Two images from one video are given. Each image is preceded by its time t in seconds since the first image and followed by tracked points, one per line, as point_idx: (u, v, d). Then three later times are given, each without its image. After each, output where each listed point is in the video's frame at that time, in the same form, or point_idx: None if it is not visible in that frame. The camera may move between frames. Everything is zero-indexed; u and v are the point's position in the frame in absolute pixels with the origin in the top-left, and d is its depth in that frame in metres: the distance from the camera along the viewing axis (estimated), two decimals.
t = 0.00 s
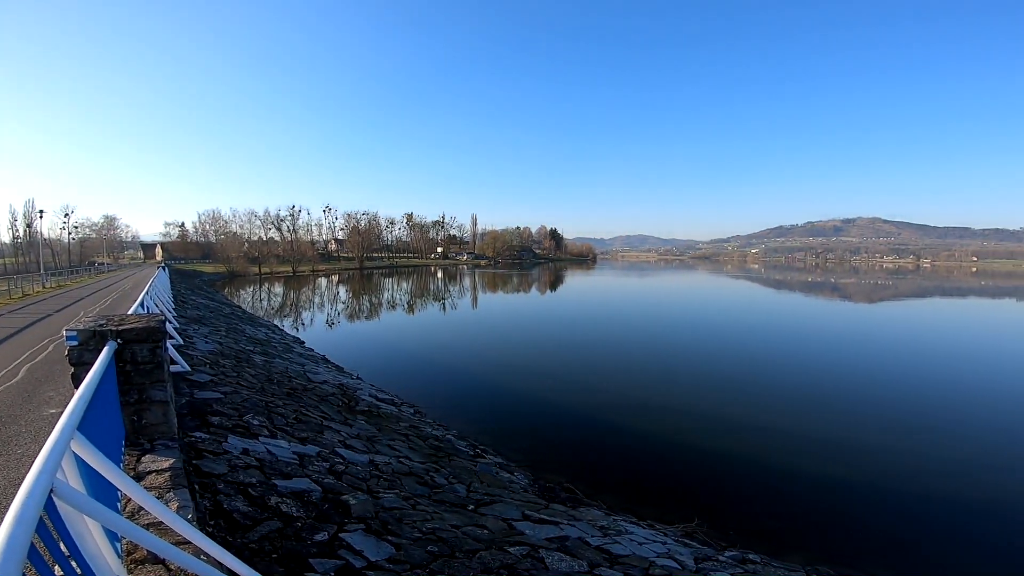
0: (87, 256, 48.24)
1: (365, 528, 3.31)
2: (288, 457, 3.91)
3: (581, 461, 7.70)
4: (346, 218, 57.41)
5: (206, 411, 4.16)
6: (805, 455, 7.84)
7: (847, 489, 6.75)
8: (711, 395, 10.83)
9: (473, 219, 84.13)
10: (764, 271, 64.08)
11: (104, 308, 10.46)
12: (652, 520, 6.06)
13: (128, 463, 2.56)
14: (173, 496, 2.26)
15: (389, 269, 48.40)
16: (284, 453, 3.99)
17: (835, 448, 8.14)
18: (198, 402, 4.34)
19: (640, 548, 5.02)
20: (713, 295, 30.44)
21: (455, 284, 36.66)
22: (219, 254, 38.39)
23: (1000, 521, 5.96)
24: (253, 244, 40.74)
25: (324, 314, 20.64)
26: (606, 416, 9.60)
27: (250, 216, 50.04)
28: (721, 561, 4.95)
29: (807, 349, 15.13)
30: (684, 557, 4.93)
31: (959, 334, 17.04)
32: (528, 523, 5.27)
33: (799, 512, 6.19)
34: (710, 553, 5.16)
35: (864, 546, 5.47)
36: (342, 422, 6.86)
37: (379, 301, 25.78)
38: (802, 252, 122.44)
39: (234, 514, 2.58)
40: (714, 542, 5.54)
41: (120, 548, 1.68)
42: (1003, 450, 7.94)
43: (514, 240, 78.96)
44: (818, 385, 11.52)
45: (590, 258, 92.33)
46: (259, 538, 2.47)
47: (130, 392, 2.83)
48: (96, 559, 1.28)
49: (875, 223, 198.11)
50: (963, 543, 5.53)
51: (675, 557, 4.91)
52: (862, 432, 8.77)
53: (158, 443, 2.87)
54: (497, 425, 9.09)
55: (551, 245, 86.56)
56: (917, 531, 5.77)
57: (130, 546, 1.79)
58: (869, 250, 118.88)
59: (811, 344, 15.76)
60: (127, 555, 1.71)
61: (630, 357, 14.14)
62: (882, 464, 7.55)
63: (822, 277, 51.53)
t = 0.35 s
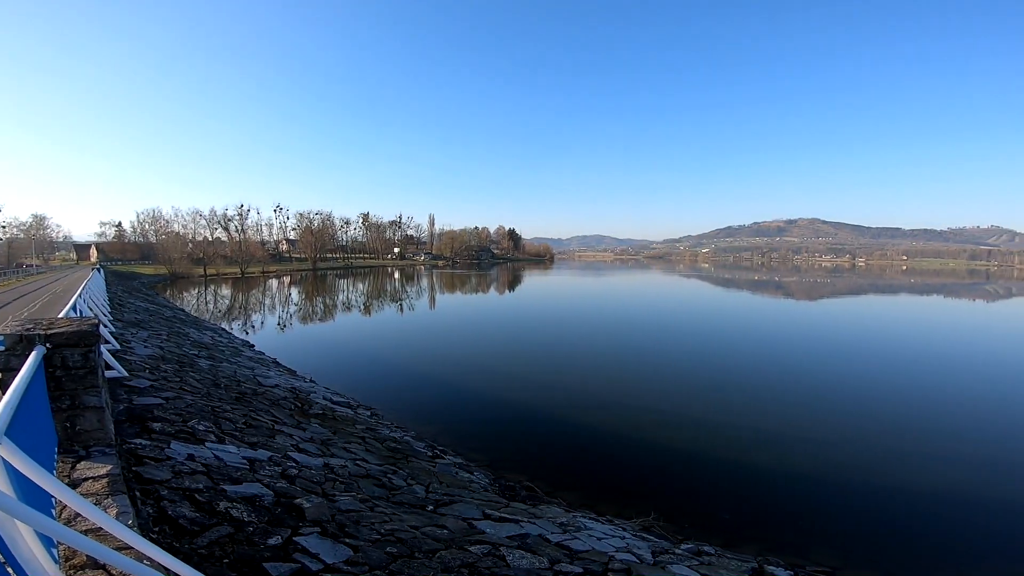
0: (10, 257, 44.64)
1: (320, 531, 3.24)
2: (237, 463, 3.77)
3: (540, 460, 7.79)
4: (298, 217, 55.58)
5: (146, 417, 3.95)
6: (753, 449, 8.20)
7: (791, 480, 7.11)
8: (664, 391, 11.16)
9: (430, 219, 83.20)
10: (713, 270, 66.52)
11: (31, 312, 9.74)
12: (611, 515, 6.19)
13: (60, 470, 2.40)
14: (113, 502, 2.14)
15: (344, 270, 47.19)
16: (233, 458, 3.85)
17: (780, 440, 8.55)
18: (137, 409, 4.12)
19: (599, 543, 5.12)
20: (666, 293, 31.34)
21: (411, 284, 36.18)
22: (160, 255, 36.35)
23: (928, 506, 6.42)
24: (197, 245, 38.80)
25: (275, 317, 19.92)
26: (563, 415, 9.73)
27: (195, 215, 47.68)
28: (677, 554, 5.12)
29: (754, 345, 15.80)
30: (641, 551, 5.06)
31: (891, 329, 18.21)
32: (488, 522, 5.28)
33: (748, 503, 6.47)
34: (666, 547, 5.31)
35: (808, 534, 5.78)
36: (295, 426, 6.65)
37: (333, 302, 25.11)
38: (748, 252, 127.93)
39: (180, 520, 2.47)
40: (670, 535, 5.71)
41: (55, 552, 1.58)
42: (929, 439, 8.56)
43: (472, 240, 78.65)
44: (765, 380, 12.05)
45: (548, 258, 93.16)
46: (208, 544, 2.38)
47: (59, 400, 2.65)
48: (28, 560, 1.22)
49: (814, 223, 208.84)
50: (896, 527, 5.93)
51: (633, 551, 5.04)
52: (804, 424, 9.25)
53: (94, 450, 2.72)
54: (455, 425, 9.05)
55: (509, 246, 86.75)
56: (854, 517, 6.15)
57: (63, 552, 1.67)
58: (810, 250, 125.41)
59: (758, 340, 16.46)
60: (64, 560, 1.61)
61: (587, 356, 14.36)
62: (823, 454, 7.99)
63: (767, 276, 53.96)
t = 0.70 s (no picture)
0: None
1: (275, 535, 3.17)
2: (185, 469, 3.62)
3: (501, 459, 7.83)
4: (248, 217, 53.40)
5: (83, 424, 3.74)
6: (707, 443, 8.52)
7: (742, 472, 7.43)
8: (621, 388, 11.42)
9: (388, 219, 81.81)
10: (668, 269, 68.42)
11: None
12: (572, 512, 6.30)
13: None
14: (52, 510, 2.03)
15: (298, 271, 45.68)
16: (179, 465, 3.69)
17: (731, 433, 8.92)
18: (73, 416, 3.89)
19: (561, 540, 5.20)
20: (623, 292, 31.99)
21: (369, 286, 35.42)
22: (95, 257, 34.12)
23: (865, 492, 6.86)
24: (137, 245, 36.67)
25: (224, 320, 19.08)
26: (524, 414, 9.80)
27: (135, 214, 45.04)
28: (637, 549, 5.26)
29: (707, 342, 16.35)
30: (602, 546, 5.17)
31: (832, 325, 19.25)
32: (449, 522, 5.28)
33: (702, 496, 6.72)
34: (626, 542, 5.45)
35: (759, 523, 6.06)
36: (246, 431, 6.43)
37: (287, 304, 24.29)
38: (701, 252, 132.29)
39: (123, 527, 2.36)
40: (630, 530, 5.86)
41: None
42: (865, 430, 9.13)
43: (431, 240, 77.81)
44: (717, 376, 12.51)
45: (507, 258, 93.34)
46: (156, 550, 2.29)
47: None
48: None
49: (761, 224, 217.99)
50: (837, 514, 6.31)
51: (595, 546, 5.15)
52: (753, 418, 9.68)
53: (27, 458, 2.55)
54: (415, 427, 8.98)
55: (469, 246, 86.37)
56: (800, 506, 6.49)
57: None
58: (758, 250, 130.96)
59: (710, 338, 17.05)
60: None
61: (546, 354, 14.51)
62: (769, 446, 8.40)
63: (719, 275, 55.91)
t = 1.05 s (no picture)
0: None
1: (227, 541, 3.06)
2: (128, 477, 3.46)
3: (463, 459, 7.82)
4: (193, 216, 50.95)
5: (14, 432, 3.51)
6: (662, 438, 8.79)
7: (696, 465, 7.71)
8: (579, 386, 11.63)
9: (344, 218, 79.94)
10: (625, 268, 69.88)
11: None
12: (535, 511, 6.37)
13: None
14: None
15: (248, 272, 43.95)
16: (122, 473, 3.52)
17: (684, 428, 9.25)
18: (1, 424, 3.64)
19: (523, 538, 5.25)
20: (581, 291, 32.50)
21: (324, 286, 34.53)
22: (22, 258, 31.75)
23: (809, 480, 7.25)
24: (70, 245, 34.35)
25: (168, 324, 18.15)
26: (484, 413, 9.83)
27: (67, 213, 42.18)
28: (598, 545, 5.37)
29: (662, 339, 16.86)
30: (564, 543, 5.26)
31: (778, 322, 20.21)
32: (410, 523, 5.25)
33: (658, 490, 6.93)
34: (587, 538, 5.56)
35: (713, 515, 6.30)
36: (194, 437, 6.16)
37: (236, 307, 23.35)
38: (655, 251, 135.97)
39: (63, 535, 2.25)
40: (591, 527, 5.98)
41: None
42: (808, 421, 9.65)
43: (389, 240, 76.55)
44: (671, 372, 12.94)
45: (467, 258, 92.96)
46: (100, 559, 2.19)
47: None
48: None
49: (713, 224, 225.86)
50: (785, 502, 6.64)
51: (557, 544, 5.23)
52: (704, 412, 10.07)
53: None
54: (374, 429, 8.86)
55: (427, 246, 85.47)
56: (751, 496, 6.79)
57: None
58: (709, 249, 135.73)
59: (664, 335, 17.61)
60: None
61: (506, 354, 14.59)
62: (722, 439, 8.74)
63: (673, 274, 57.57)
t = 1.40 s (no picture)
0: None
1: (188, 546, 3.04)
2: (83, 482, 3.38)
3: (432, 459, 7.85)
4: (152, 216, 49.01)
5: None
6: (629, 435, 9.00)
7: (663, 462, 7.92)
8: (549, 385, 11.77)
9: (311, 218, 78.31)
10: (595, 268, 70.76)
11: None
12: (507, 510, 6.44)
13: None
14: None
15: (211, 274, 42.57)
16: (75, 478, 3.44)
17: (649, 424, 9.50)
18: None
19: (495, 537, 5.33)
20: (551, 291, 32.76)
21: (290, 287, 33.81)
22: None
23: (768, 474, 7.55)
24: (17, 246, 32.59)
25: (124, 327, 17.47)
26: (455, 413, 9.86)
27: (13, 212, 40.01)
28: (569, 542, 5.48)
29: (630, 337, 17.19)
30: (536, 541, 5.35)
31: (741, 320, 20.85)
32: (380, 525, 5.27)
33: (625, 486, 7.11)
34: (559, 536, 5.66)
35: (679, 509, 6.50)
36: (153, 442, 6.01)
37: (198, 309, 22.64)
38: (625, 250, 137.97)
39: (16, 541, 2.21)
40: (563, 525, 6.09)
41: None
42: (767, 416, 10.01)
43: (358, 240, 75.42)
44: (638, 370, 13.20)
45: (437, 258, 92.41)
46: (54, 562, 2.17)
47: None
48: None
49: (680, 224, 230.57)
50: (747, 496, 6.90)
51: (528, 542, 5.32)
52: (670, 409, 10.35)
53: None
54: (343, 431, 8.79)
55: (398, 246, 84.53)
56: (715, 491, 7.03)
57: None
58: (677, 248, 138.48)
59: (632, 333, 17.97)
60: None
61: (477, 354, 14.62)
62: (686, 435, 9.00)
63: (642, 273, 58.57)
